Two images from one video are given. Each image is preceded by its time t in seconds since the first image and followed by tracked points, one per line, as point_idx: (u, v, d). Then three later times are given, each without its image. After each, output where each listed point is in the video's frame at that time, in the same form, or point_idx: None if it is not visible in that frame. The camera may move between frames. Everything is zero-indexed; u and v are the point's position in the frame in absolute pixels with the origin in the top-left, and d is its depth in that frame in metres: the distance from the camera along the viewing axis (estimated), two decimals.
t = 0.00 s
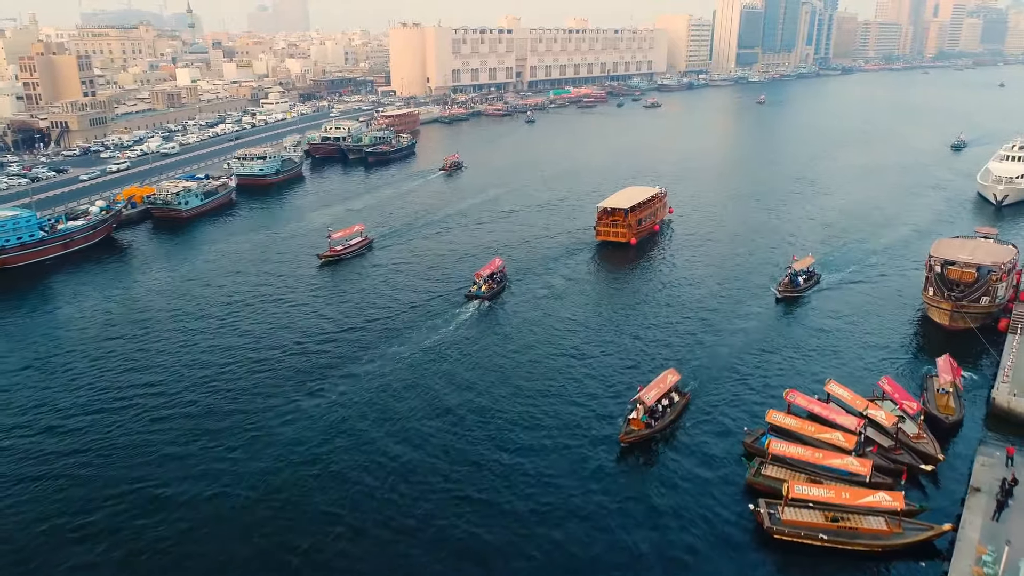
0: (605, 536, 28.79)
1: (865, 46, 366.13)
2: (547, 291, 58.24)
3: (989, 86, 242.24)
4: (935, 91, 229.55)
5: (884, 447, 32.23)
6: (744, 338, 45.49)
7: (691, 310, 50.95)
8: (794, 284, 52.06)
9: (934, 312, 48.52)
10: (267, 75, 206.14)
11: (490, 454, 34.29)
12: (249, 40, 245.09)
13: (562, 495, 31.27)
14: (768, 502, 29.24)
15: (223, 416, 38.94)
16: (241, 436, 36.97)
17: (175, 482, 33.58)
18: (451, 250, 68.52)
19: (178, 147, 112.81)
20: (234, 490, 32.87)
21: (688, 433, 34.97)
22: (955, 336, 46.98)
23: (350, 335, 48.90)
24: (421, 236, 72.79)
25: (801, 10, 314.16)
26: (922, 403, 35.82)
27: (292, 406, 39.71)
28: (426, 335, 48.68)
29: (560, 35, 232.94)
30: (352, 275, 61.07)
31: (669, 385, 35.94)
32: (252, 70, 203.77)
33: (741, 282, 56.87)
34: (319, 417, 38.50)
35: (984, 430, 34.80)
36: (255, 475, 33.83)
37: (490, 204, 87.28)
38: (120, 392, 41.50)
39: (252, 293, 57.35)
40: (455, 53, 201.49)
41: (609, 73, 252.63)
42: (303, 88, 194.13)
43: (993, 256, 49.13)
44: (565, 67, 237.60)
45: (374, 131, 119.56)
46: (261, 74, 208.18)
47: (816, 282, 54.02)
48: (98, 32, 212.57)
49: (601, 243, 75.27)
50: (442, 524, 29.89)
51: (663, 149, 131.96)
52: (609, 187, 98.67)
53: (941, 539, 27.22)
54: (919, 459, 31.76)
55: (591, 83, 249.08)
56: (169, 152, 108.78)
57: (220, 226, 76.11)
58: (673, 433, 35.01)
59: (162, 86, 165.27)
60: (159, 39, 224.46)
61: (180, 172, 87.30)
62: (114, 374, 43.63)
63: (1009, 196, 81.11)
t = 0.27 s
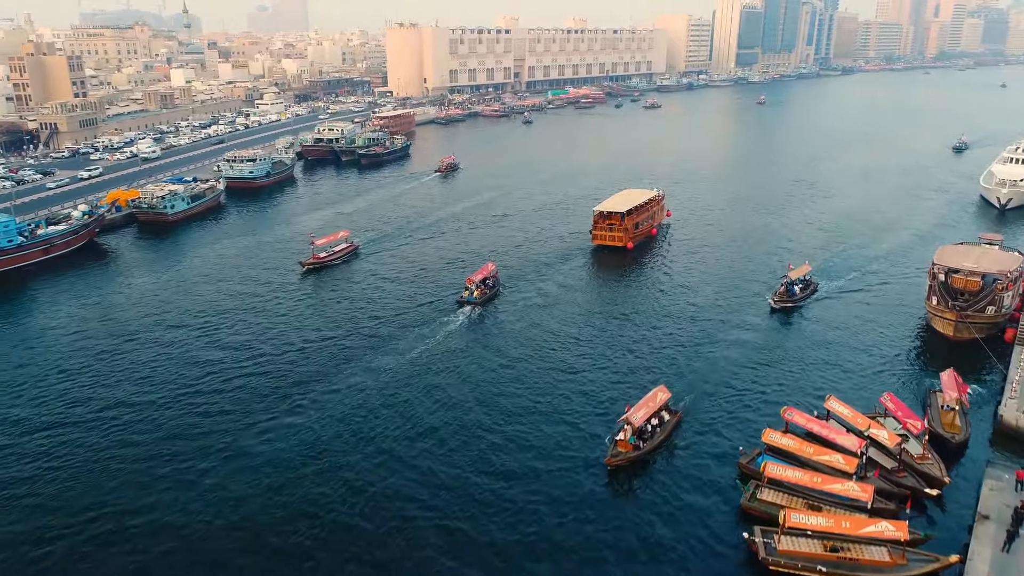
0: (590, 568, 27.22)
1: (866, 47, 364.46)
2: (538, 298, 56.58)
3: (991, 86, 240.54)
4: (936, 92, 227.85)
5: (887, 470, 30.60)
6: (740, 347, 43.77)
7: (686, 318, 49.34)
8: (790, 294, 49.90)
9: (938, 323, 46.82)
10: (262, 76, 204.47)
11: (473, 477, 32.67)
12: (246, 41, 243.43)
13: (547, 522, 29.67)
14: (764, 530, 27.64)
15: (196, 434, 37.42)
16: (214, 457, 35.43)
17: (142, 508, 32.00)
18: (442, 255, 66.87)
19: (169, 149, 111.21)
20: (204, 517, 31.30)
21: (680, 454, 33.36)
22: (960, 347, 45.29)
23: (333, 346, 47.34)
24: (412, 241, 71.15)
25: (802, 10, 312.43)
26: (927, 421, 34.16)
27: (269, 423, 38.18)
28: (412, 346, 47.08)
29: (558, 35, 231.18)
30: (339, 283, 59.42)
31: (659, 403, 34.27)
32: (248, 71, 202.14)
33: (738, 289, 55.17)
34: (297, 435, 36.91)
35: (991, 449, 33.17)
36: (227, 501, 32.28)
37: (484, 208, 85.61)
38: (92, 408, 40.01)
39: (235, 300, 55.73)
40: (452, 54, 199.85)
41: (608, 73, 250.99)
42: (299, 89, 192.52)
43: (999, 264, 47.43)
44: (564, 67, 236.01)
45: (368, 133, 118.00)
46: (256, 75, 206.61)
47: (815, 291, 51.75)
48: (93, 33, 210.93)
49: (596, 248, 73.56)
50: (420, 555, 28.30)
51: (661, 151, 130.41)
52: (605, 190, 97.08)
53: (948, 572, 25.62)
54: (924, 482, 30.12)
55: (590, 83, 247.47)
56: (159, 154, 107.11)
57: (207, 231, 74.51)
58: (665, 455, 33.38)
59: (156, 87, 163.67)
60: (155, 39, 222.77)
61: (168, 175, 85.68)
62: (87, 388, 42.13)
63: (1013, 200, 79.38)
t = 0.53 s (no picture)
0: None
1: (867, 48, 362.86)
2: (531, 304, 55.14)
3: (993, 87, 238.95)
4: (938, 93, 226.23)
5: (889, 491, 29.22)
6: (737, 358, 42.29)
7: (682, 326, 47.97)
8: (785, 302, 48.19)
9: (941, 331, 45.33)
10: (259, 76, 203.05)
11: (456, 498, 31.21)
12: (243, 41, 242.02)
13: (532, 549, 28.23)
14: (759, 558, 26.26)
15: (169, 446, 35.88)
16: (187, 472, 33.90)
17: (110, 530, 30.48)
18: (433, 260, 65.40)
19: (161, 150, 109.85)
20: (176, 538, 29.90)
21: (674, 474, 31.99)
22: (963, 358, 43.84)
23: (316, 354, 45.85)
24: (403, 245, 69.71)
25: (802, 11, 310.85)
26: (930, 437, 32.79)
27: (246, 435, 36.65)
28: (398, 354, 45.57)
29: (557, 35, 229.64)
30: (326, 290, 57.97)
31: (649, 421, 32.75)
32: (245, 71, 200.70)
33: (736, 296, 53.66)
34: (274, 449, 35.38)
35: (997, 467, 31.80)
36: (200, 521, 30.92)
37: (478, 211, 84.11)
38: (63, 418, 38.46)
39: (218, 306, 54.23)
40: (450, 54, 198.40)
41: (607, 74, 249.60)
42: (295, 89, 191.17)
43: (1003, 272, 45.99)
44: (562, 68, 234.59)
45: (363, 134, 116.66)
46: (253, 75, 205.26)
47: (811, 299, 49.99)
48: (89, 33, 209.58)
49: (592, 252, 72.14)
50: None
51: (660, 152, 129.04)
52: (602, 192, 95.68)
53: None
54: (928, 503, 28.76)
55: (589, 84, 246.02)
56: (151, 156, 105.71)
57: (195, 235, 73.10)
58: (657, 475, 32.00)
59: (150, 87, 162.26)
60: (151, 39, 221.37)
61: (157, 177, 84.31)
62: (59, 396, 40.58)
63: (1016, 203, 77.90)
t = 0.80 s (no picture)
0: None
1: (868, 48, 360.90)
2: (522, 311, 53.54)
3: (996, 88, 237.04)
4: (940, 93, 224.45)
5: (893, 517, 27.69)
6: (734, 372, 40.66)
7: (677, 336, 46.42)
8: (781, 313, 46.45)
9: (945, 342, 43.64)
10: (256, 77, 201.59)
11: (435, 525, 29.62)
12: (240, 41, 240.58)
13: None
14: None
15: (138, 466, 34.28)
16: (155, 494, 32.33)
17: (72, 560, 28.89)
18: (423, 266, 63.78)
19: (152, 152, 108.41)
20: (140, 565, 28.46)
21: (665, 500, 30.38)
22: (968, 370, 42.15)
23: (296, 364, 44.25)
24: (393, 250, 68.06)
25: (804, 11, 309.02)
26: (936, 459, 31.26)
27: (219, 453, 35.07)
28: (382, 366, 43.94)
29: (556, 35, 228.01)
30: (313, 296, 56.33)
31: (636, 443, 31.08)
32: (241, 71, 199.22)
33: (734, 303, 52.02)
34: (248, 470, 33.76)
35: (1006, 490, 30.24)
36: (167, 546, 29.47)
37: (471, 215, 82.47)
38: (30, 434, 36.95)
39: (199, 313, 52.65)
40: (448, 54, 196.85)
41: (607, 74, 248.13)
42: (292, 90, 189.75)
43: (1010, 281, 44.31)
44: (562, 68, 232.94)
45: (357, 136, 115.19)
46: (250, 75, 203.76)
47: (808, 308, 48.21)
48: (85, 33, 208.24)
49: (589, 256, 70.41)
50: None
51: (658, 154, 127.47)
52: (598, 195, 94.14)
53: None
54: (933, 531, 27.26)
55: (589, 84, 244.43)
56: (142, 158, 104.26)
57: (182, 239, 71.64)
58: (648, 500, 30.40)
59: (144, 88, 160.81)
60: (147, 40, 219.95)
61: (145, 180, 82.85)
62: (27, 411, 39.10)
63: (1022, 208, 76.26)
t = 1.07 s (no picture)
0: None
1: (871, 48, 358.86)
2: (513, 319, 51.93)
3: (1000, 88, 234.84)
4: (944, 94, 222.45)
5: (897, 548, 26.10)
6: (730, 388, 39.05)
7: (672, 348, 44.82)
8: (777, 325, 44.90)
9: (950, 354, 41.96)
10: (253, 77, 200.20)
11: (411, 556, 28.09)
12: (238, 42, 239.22)
13: None
14: None
15: (105, 489, 32.83)
16: (120, 520, 30.86)
17: None
18: (413, 272, 62.22)
19: (144, 154, 106.97)
20: None
21: (655, 528, 28.81)
22: (973, 383, 40.51)
23: (275, 377, 42.77)
24: (384, 255, 66.48)
25: (806, 11, 307.17)
26: (943, 483, 29.68)
27: (190, 475, 33.57)
28: (365, 379, 42.40)
29: (556, 36, 226.33)
30: (298, 305, 54.74)
31: (621, 469, 29.47)
32: (239, 71, 197.74)
33: (732, 312, 50.37)
34: (219, 494, 32.26)
35: (1017, 517, 28.54)
36: None
37: (465, 218, 80.87)
38: None
39: (180, 322, 51.15)
40: (446, 55, 195.27)
41: (607, 75, 246.65)
42: (289, 91, 188.40)
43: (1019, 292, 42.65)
44: (561, 69, 231.28)
45: (352, 137, 113.66)
46: (248, 76, 202.48)
47: (805, 320, 46.51)
48: (82, 34, 207.04)
49: (586, 261, 68.81)
50: None
51: (658, 156, 125.95)
52: (595, 198, 92.57)
53: None
54: (939, 562, 25.64)
55: (589, 85, 242.85)
56: (134, 160, 102.87)
57: (168, 243, 70.15)
58: (637, 529, 28.83)
59: (139, 89, 159.38)
60: (145, 39, 218.71)
61: (134, 183, 81.43)
62: None
63: None
